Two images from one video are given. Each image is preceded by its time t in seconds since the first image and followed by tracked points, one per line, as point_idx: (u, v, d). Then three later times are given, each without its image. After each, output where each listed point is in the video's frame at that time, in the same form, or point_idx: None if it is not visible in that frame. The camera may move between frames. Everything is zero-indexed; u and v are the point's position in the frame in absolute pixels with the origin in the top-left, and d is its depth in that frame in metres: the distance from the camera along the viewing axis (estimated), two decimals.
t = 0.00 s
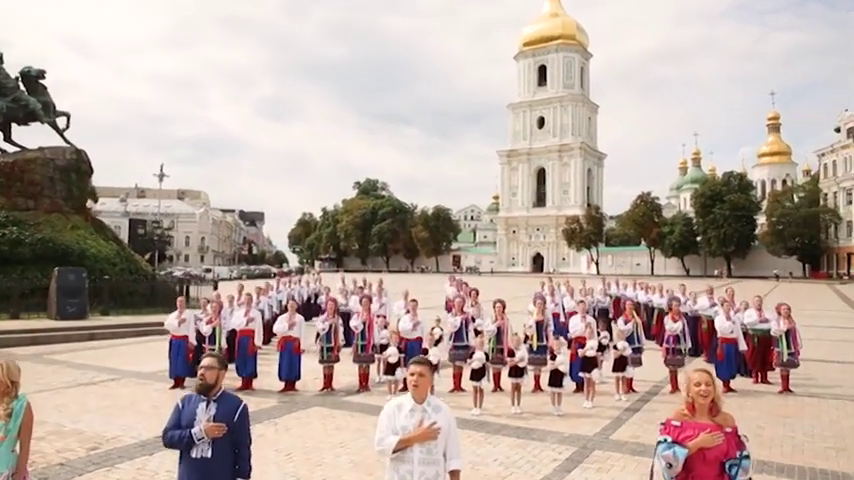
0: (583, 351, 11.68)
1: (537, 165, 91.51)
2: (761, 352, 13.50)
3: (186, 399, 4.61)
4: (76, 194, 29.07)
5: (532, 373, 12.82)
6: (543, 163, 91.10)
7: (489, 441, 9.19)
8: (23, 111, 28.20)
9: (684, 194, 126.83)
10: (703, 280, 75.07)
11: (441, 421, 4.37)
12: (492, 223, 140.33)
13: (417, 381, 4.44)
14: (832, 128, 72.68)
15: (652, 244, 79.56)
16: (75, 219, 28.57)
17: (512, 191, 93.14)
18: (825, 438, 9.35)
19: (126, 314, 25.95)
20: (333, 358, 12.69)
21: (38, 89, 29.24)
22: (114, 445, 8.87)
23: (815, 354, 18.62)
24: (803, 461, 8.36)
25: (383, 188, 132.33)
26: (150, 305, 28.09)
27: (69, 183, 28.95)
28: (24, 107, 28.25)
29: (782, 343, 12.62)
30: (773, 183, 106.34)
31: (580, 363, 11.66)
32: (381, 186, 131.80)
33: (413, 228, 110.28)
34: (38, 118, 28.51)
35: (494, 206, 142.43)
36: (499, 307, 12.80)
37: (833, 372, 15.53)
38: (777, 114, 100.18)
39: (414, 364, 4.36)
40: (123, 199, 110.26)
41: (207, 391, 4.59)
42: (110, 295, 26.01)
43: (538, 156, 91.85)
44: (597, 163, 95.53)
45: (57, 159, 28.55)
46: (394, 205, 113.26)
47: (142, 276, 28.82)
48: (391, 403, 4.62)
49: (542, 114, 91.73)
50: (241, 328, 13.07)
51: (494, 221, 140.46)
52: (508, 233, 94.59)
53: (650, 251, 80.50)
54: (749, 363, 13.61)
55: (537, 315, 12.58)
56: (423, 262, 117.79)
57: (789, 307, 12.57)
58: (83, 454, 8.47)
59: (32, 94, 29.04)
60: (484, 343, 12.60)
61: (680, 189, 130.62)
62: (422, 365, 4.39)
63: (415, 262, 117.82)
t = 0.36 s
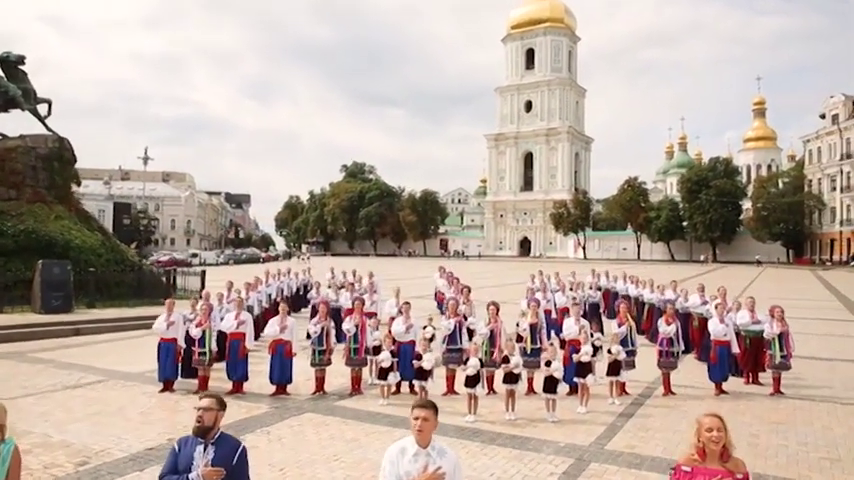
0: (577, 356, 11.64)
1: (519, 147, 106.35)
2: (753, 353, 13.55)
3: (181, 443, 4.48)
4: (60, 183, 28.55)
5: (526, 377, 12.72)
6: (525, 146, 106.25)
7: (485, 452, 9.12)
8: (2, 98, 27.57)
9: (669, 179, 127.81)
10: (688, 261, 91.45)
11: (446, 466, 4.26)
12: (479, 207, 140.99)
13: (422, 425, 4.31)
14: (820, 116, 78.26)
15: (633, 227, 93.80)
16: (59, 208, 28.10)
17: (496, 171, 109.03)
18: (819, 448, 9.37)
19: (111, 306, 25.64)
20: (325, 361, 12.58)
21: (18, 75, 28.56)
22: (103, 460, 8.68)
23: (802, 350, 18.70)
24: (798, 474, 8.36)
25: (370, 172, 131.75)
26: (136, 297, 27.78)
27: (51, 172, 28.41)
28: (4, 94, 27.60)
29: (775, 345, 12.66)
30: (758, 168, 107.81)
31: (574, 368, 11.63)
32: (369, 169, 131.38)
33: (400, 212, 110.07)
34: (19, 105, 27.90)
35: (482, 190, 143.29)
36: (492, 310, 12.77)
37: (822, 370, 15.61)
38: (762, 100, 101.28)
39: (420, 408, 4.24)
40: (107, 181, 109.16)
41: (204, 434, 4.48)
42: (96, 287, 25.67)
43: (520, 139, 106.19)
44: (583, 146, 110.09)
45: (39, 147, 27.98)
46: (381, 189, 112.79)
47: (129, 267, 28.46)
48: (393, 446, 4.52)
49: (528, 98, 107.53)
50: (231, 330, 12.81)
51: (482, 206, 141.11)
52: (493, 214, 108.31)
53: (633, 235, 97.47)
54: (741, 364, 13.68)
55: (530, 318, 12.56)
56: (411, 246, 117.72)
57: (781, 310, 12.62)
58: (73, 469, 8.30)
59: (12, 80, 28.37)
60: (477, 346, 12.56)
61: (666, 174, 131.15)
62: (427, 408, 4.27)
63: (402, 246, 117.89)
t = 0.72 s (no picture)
0: (574, 357, 11.59)
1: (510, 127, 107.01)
2: (747, 349, 13.59)
3: None
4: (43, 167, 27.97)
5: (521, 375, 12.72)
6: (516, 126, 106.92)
7: (483, 461, 9.06)
8: None
9: (658, 157, 127.88)
10: (675, 241, 92.14)
11: None
12: (468, 186, 140.80)
13: (427, 463, 4.29)
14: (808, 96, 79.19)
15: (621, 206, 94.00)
16: (43, 193, 27.54)
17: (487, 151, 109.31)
18: (816, 452, 9.39)
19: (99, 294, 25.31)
20: (318, 360, 12.44)
21: None
22: (97, 469, 8.55)
23: (793, 341, 18.78)
24: None
25: (359, 150, 130.95)
26: (124, 284, 27.44)
27: (35, 155, 27.82)
28: None
29: (769, 343, 12.69)
30: (747, 147, 108.17)
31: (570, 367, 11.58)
32: (358, 147, 130.60)
33: (389, 190, 109.50)
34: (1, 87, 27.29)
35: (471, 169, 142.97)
36: (488, 307, 12.68)
37: (816, 363, 15.64)
38: (752, 80, 101.12)
39: (426, 447, 4.20)
40: (92, 159, 107.72)
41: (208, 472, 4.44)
42: (82, 274, 25.29)
43: (511, 118, 106.72)
44: (573, 125, 109.82)
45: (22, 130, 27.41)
46: (370, 168, 112.07)
47: (116, 254, 28.07)
48: None
49: (517, 77, 107.27)
50: (224, 327, 12.63)
51: (471, 184, 140.89)
52: (483, 195, 108.50)
53: (621, 214, 98.00)
54: (735, 360, 13.71)
55: (526, 317, 12.49)
56: (399, 225, 117.44)
57: (776, 308, 12.63)
58: None
59: None
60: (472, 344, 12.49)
61: (655, 153, 131.30)
62: (435, 447, 4.24)
63: (391, 225, 117.60)
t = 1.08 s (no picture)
0: (573, 357, 11.55)
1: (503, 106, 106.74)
2: (744, 345, 13.58)
3: None
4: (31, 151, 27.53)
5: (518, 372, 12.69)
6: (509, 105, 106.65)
7: (483, 467, 9.00)
8: None
9: (650, 136, 127.84)
10: (666, 221, 92.44)
11: None
12: (460, 164, 140.40)
13: None
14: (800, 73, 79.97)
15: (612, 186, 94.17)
16: (31, 178, 27.13)
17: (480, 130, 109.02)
18: (814, 456, 9.41)
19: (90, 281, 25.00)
20: (314, 359, 12.33)
21: None
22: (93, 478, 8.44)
23: (786, 332, 18.85)
24: None
25: (349, 128, 130.05)
26: (115, 271, 27.12)
27: (22, 140, 27.36)
28: None
29: (766, 341, 12.68)
30: (738, 127, 108.32)
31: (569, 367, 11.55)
32: (349, 125, 129.69)
33: (381, 169, 108.86)
34: None
35: (463, 147, 142.56)
36: (486, 304, 12.58)
37: (810, 356, 15.69)
38: (744, 59, 100.92)
39: None
40: (79, 137, 106.30)
41: None
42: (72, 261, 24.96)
43: (503, 97, 106.35)
44: (565, 104, 109.30)
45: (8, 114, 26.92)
46: (361, 146, 111.27)
47: (107, 240, 27.73)
48: None
49: (510, 55, 106.68)
50: (219, 326, 12.49)
51: (463, 163, 140.49)
52: (475, 174, 108.44)
53: (612, 194, 97.97)
54: (731, 356, 13.72)
55: (525, 315, 12.41)
56: (391, 204, 117.13)
57: (774, 305, 12.60)
58: None
59: None
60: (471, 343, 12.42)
61: (646, 132, 131.28)
62: None
63: (382, 204, 117.24)
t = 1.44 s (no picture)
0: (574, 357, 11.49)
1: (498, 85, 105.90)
2: (744, 342, 13.57)
3: None
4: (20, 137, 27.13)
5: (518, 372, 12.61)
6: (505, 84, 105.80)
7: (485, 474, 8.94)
8: None
9: (646, 116, 127.33)
10: (661, 202, 92.43)
11: None
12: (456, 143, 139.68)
13: None
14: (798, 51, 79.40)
15: (608, 166, 93.90)
16: (22, 165, 26.75)
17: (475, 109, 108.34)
18: (817, 462, 9.39)
19: (83, 269, 24.84)
20: (312, 358, 12.23)
21: None
22: None
23: (784, 325, 18.85)
24: None
25: (344, 106, 128.98)
26: (110, 258, 26.87)
27: (11, 126, 26.94)
28: None
29: (767, 339, 12.63)
30: (733, 107, 107.94)
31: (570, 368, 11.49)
32: (343, 104, 128.60)
33: (375, 148, 108.24)
34: None
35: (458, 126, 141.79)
36: (487, 303, 12.48)
37: (808, 351, 15.69)
38: (741, 38, 100.21)
39: None
40: (70, 116, 105.17)
41: None
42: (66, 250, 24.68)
43: (499, 76, 105.51)
44: (561, 83, 108.48)
45: None
46: (356, 125, 110.43)
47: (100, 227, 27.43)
48: None
49: (505, 34, 105.73)
50: (217, 325, 12.36)
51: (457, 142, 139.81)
52: (470, 153, 108.06)
53: (607, 174, 97.76)
54: (731, 353, 13.68)
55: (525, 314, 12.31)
56: (386, 184, 116.72)
57: (775, 304, 12.55)
58: None
59: None
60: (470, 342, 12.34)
61: (642, 111, 130.75)
62: None
63: (377, 184, 116.82)
